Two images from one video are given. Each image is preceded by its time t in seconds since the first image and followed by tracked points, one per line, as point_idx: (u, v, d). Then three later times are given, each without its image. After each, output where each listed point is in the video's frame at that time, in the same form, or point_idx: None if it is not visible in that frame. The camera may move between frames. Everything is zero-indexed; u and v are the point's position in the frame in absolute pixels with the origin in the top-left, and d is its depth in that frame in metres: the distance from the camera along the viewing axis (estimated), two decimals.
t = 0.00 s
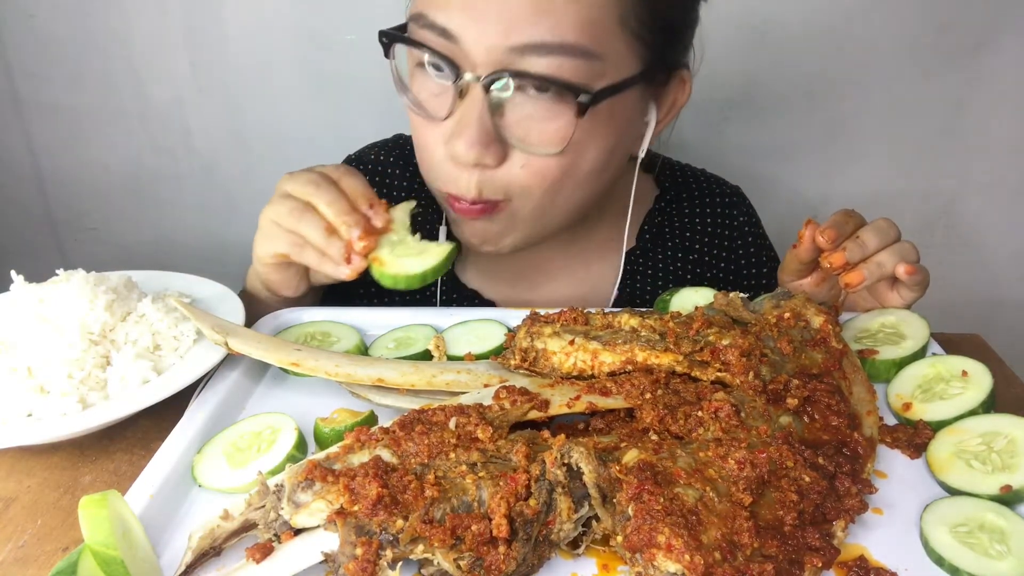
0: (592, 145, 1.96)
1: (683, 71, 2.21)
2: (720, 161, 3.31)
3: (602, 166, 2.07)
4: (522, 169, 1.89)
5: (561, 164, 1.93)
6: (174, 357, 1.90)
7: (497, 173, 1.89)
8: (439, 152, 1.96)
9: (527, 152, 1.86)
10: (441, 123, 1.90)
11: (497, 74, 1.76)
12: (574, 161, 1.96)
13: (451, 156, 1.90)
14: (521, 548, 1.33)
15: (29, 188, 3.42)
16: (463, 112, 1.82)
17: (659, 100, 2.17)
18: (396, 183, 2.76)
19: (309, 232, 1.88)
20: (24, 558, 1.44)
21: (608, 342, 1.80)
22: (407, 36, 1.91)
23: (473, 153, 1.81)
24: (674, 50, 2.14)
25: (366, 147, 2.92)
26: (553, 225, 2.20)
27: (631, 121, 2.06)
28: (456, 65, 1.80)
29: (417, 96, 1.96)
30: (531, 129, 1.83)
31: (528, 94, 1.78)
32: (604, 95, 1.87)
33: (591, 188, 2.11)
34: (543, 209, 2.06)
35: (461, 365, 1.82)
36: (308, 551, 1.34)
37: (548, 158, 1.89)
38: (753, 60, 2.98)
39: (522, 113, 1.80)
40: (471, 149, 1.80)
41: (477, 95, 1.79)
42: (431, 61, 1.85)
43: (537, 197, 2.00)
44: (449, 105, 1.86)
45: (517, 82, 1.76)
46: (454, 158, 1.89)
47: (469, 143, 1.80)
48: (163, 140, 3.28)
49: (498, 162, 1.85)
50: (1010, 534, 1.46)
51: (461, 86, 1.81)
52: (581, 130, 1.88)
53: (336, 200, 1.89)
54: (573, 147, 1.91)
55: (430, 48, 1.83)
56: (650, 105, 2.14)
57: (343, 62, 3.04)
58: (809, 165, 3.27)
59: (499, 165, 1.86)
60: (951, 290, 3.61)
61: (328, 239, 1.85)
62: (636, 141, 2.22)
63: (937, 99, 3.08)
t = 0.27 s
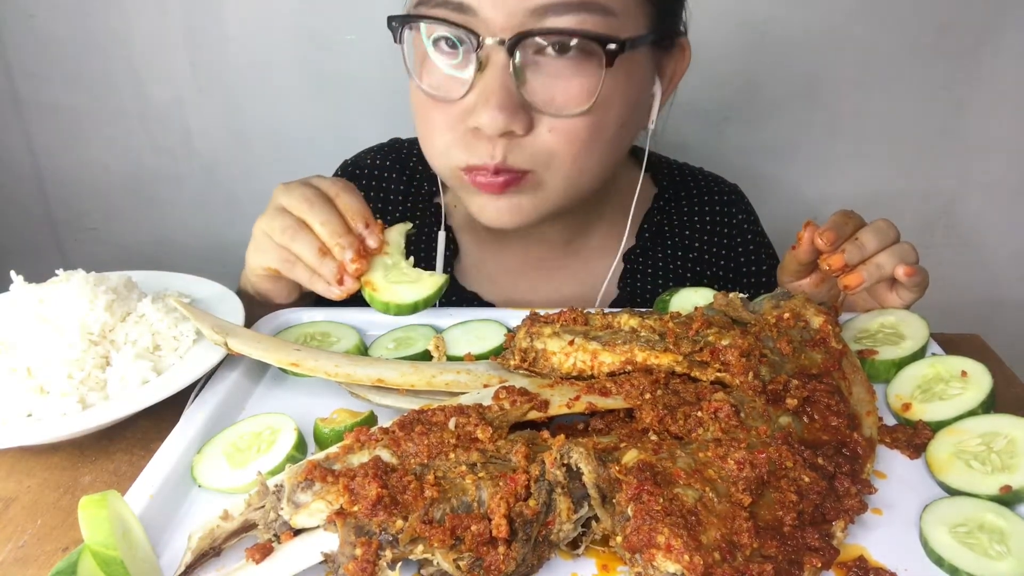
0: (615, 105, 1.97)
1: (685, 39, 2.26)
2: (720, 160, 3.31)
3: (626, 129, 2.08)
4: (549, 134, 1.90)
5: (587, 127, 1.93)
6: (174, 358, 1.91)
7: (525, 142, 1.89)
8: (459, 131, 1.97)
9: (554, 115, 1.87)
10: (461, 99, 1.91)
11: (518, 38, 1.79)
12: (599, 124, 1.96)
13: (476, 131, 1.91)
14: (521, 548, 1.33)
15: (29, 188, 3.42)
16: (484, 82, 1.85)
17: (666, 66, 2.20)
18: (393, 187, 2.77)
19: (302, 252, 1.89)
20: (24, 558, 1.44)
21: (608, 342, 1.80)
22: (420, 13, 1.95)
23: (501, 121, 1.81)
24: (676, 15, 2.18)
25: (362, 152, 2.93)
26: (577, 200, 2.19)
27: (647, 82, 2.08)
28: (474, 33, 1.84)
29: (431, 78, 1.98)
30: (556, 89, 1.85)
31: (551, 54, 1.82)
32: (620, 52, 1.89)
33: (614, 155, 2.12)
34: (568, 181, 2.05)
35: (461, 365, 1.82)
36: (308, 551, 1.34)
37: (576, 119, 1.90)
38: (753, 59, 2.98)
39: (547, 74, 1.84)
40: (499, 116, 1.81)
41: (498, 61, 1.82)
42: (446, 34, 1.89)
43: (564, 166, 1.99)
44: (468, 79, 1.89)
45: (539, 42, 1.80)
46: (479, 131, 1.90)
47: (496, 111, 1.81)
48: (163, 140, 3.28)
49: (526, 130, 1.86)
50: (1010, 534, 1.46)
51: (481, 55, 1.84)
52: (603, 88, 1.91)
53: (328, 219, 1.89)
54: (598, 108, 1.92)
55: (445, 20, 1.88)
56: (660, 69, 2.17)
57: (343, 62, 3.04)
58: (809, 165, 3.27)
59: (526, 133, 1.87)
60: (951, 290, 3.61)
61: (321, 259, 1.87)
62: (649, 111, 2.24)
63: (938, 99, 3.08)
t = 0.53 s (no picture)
0: (624, 87, 1.99)
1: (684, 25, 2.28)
2: (719, 160, 3.32)
3: (634, 113, 2.10)
4: (560, 118, 1.90)
5: (597, 109, 1.94)
6: (174, 357, 1.91)
7: (536, 126, 1.90)
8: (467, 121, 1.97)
9: (565, 97, 1.88)
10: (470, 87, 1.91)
11: (526, 18, 1.81)
12: (608, 107, 1.96)
13: (487, 117, 1.91)
14: (521, 548, 1.33)
15: (29, 188, 3.42)
16: (493, 67, 1.85)
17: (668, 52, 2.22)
18: (389, 189, 2.76)
19: (301, 257, 1.90)
20: (23, 558, 1.44)
21: (608, 342, 1.80)
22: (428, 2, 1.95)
23: (514, 104, 1.83)
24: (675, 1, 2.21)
25: (359, 154, 2.92)
26: (587, 187, 2.19)
27: (652, 66, 2.10)
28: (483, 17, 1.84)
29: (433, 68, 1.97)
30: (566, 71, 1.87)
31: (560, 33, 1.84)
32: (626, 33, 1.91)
33: (622, 141, 2.13)
34: (578, 167, 2.06)
35: (461, 365, 1.82)
36: (308, 550, 1.34)
37: (587, 102, 1.91)
38: (753, 59, 2.98)
39: (557, 54, 1.86)
40: (511, 100, 1.82)
41: (507, 43, 1.83)
42: (452, 23, 1.90)
43: (575, 151, 2.00)
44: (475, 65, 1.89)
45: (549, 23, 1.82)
46: (490, 117, 1.90)
47: (508, 94, 1.82)
48: (163, 140, 3.28)
49: (538, 114, 1.87)
50: (1010, 534, 1.46)
51: (489, 40, 1.84)
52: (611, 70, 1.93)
53: (327, 225, 1.88)
54: (607, 91, 1.93)
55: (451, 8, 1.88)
56: (664, 53, 2.18)
57: (343, 62, 3.04)
58: (810, 164, 3.27)
59: (538, 118, 1.88)
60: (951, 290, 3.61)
61: (320, 266, 1.87)
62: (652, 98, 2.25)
63: (937, 99, 3.08)
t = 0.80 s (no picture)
0: (628, 87, 1.99)
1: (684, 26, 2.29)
2: (719, 160, 3.32)
3: (636, 112, 2.10)
4: (566, 115, 1.90)
5: (602, 107, 1.94)
6: (174, 357, 1.91)
7: (542, 124, 1.90)
8: (471, 118, 1.95)
9: (571, 95, 1.88)
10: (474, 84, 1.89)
11: (532, 17, 1.81)
12: (613, 104, 1.97)
13: (491, 115, 1.90)
14: (521, 548, 1.33)
15: (29, 188, 3.42)
16: (499, 64, 1.84)
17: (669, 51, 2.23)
18: (388, 189, 2.75)
19: (302, 257, 1.89)
20: (23, 558, 1.44)
21: (608, 342, 1.80)
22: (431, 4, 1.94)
23: (520, 102, 1.82)
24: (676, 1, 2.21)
25: (358, 154, 2.91)
26: (589, 186, 2.19)
27: (654, 65, 2.11)
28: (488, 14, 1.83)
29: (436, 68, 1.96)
30: (572, 70, 1.88)
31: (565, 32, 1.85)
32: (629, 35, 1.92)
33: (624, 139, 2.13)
34: (581, 166, 2.06)
35: (461, 365, 1.82)
36: (307, 551, 1.33)
37: (591, 101, 1.91)
38: (753, 58, 2.97)
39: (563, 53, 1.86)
40: (517, 98, 1.81)
41: (513, 41, 1.82)
42: (456, 22, 1.89)
43: (578, 149, 2.00)
44: (481, 63, 1.88)
45: (555, 22, 1.82)
46: (495, 115, 1.89)
47: (514, 92, 1.81)
48: (164, 140, 3.28)
49: (544, 111, 1.87)
50: (1010, 534, 1.46)
51: (496, 38, 1.84)
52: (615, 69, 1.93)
53: (327, 225, 1.88)
54: (612, 88, 1.94)
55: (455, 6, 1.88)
56: (665, 53, 2.19)
57: (343, 62, 3.04)
58: (809, 164, 3.27)
59: (543, 116, 1.88)
60: (951, 290, 3.61)
61: (320, 265, 1.87)
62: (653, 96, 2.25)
63: (937, 99, 3.08)
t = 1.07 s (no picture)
0: (627, 94, 1.99)
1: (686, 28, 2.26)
2: (719, 160, 3.32)
3: (636, 117, 2.10)
4: (564, 123, 1.91)
5: (601, 115, 1.95)
6: (174, 358, 1.91)
7: (540, 131, 1.91)
8: (470, 126, 1.97)
9: (569, 104, 1.88)
10: (474, 93, 1.91)
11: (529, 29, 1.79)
12: (612, 112, 1.97)
13: (490, 124, 1.92)
14: (521, 548, 1.33)
15: (29, 188, 3.42)
16: (497, 75, 1.85)
17: (670, 55, 2.22)
18: (392, 188, 2.76)
19: (299, 256, 1.90)
20: (23, 558, 1.44)
21: (608, 342, 1.80)
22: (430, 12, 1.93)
23: (517, 112, 1.83)
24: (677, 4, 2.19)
25: (362, 154, 2.93)
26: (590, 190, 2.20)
27: (655, 71, 2.10)
28: (485, 24, 1.82)
29: (436, 75, 1.97)
30: (570, 80, 1.86)
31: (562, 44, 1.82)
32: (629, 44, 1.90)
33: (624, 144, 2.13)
34: (580, 172, 2.06)
35: (461, 365, 1.82)
36: (307, 551, 1.33)
37: (590, 109, 1.91)
38: (753, 58, 2.97)
39: (561, 63, 1.84)
40: (515, 107, 1.82)
41: (510, 53, 1.81)
42: (453, 31, 1.88)
43: (579, 156, 2.01)
44: (480, 73, 1.89)
45: (552, 33, 1.80)
46: (494, 124, 1.91)
47: (512, 102, 1.82)
48: (164, 140, 3.28)
49: (542, 119, 1.88)
50: (1010, 535, 1.46)
51: (494, 49, 1.83)
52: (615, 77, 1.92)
53: (326, 224, 1.89)
54: (611, 96, 1.94)
55: (452, 16, 1.87)
56: (666, 57, 2.18)
57: (343, 62, 3.04)
58: (809, 164, 3.27)
59: (541, 125, 1.89)
60: (951, 290, 3.60)
61: (317, 265, 1.87)
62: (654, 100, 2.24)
63: (937, 99, 3.08)
